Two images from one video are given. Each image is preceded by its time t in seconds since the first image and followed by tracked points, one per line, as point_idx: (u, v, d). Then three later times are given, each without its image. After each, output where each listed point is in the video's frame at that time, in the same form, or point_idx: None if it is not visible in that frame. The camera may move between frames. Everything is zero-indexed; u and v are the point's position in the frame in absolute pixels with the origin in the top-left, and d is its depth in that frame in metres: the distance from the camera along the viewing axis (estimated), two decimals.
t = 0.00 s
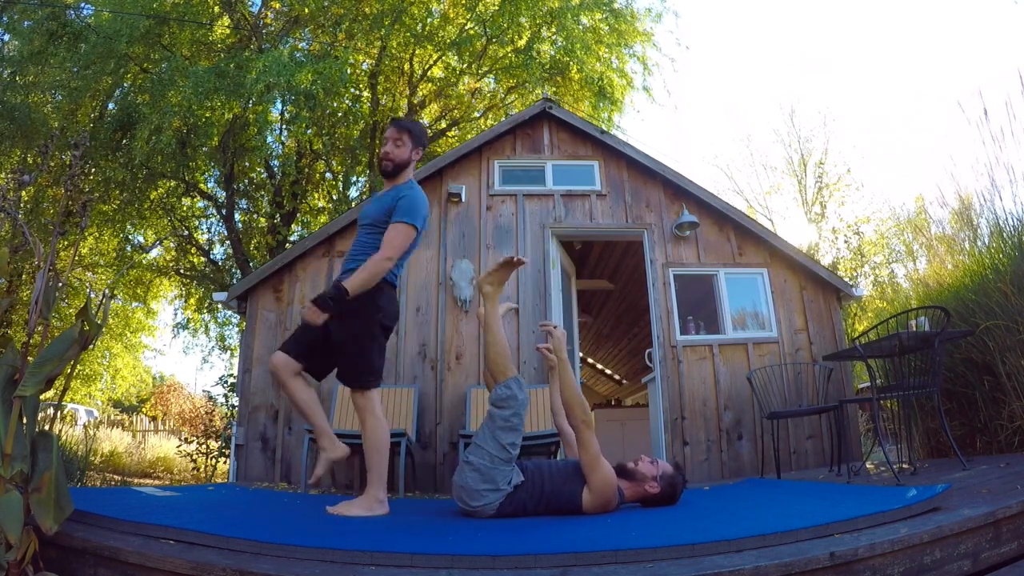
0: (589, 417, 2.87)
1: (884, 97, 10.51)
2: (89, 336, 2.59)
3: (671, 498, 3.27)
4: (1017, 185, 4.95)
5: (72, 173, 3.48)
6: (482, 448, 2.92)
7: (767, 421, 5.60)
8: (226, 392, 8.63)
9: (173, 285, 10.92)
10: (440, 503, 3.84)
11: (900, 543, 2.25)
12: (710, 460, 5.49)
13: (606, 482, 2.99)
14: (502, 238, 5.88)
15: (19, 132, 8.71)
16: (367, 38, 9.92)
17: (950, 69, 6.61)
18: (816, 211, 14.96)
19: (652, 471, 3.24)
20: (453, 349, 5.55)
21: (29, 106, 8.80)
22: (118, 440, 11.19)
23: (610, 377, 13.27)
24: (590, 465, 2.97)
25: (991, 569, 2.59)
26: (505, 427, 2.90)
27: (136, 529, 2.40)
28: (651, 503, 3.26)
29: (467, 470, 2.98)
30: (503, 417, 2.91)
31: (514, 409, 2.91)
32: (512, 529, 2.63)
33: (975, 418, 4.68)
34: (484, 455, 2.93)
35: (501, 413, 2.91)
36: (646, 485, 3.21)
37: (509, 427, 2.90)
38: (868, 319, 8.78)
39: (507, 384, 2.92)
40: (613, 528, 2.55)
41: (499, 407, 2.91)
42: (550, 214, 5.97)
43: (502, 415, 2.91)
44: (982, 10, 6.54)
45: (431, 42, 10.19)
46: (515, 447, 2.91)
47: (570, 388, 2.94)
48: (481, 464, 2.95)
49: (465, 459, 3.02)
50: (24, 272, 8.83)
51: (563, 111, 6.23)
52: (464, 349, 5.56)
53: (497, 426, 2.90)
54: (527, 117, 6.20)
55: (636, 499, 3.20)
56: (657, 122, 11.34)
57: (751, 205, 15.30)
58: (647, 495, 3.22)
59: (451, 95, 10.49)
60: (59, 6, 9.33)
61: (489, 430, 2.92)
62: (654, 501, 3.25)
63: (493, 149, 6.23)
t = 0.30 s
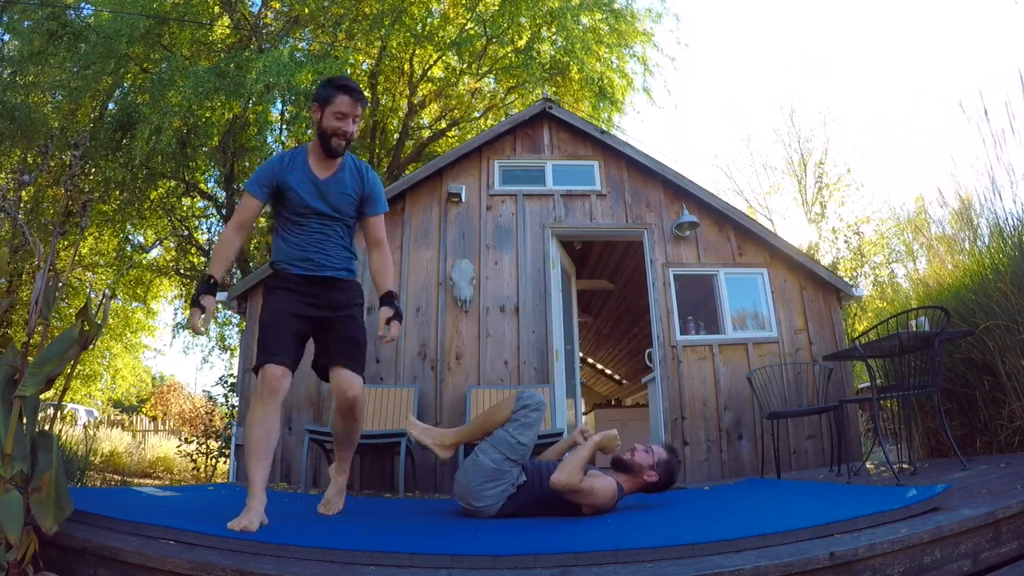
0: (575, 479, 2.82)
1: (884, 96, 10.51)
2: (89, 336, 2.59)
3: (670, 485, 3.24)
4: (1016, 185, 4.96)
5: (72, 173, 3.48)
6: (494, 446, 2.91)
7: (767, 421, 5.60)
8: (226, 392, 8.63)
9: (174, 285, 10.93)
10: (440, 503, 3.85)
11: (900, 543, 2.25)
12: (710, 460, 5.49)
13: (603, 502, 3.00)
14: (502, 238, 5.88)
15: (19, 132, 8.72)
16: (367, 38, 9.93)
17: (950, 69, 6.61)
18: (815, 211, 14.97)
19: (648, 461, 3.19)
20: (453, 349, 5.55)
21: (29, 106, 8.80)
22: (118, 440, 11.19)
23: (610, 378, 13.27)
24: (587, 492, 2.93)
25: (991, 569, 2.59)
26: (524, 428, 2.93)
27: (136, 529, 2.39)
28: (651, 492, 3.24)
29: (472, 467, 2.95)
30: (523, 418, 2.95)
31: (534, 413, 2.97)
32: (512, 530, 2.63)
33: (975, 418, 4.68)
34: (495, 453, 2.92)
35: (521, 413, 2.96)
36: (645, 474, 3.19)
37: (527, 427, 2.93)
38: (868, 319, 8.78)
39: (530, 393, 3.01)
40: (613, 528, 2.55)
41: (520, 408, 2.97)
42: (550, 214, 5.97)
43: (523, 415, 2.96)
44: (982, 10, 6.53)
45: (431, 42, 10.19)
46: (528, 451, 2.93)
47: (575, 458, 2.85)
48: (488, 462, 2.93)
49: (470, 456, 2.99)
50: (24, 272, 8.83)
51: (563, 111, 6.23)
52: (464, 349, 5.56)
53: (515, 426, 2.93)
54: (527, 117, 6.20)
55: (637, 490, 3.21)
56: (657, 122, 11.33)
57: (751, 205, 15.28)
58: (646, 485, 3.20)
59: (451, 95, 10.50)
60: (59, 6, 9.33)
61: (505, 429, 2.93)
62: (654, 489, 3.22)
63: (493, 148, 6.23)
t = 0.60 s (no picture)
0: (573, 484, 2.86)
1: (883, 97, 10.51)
2: (90, 335, 2.59)
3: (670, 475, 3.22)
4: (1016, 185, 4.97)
5: (72, 173, 3.49)
6: (488, 446, 2.92)
7: (767, 421, 5.60)
8: (226, 392, 8.64)
9: (173, 285, 10.94)
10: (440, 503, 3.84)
11: (900, 543, 2.25)
12: (710, 460, 5.49)
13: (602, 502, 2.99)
14: (502, 238, 5.88)
15: (19, 132, 8.72)
16: (367, 38, 9.92)
17: (950, 69, 6.61)
18: (815, 211, 14.96)
19: (644, 457, 3.15)
20: (453, 349, 5.55)
21: (29, 106, 8.80)
22: (118, 440, 11.19)
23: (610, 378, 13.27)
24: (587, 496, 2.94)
25: (992, 569, 2.59)
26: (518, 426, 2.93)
27: (135, 529, 2.39)
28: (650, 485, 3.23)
29: (469, 467, 2.97)
30: (517, 416, 2.95)
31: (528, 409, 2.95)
32: (512, 530, 2.63)
33: (975, 418, 4.68)
34: (490, 452, 2.92)
35: (514, 411, 2.96)
36: (642, 470, 3.18)
37: (520, 424, 2.93)
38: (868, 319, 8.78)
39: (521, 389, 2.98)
40: (613, 528, 2.55)
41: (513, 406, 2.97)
42: (550, 214, 5.97)
43: (516, 413, 2.95)
44: (982, 10, 6.53)
45: (431, 42, 10.18)
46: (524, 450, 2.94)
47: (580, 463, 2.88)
48: (484, 461, 2.94)
49: (467, 456, 3.01)
50: (24, 272, 8.83)
51: (563, 111, 6.23)
52: (464, 350, 5.56)
53: (508, 425, 2.93)
54: (527, 116, 6.20)
55: (637, 486, 3.21)
56: (657, 122, 11.33)
57: (751, 205, 15.28)
58: (645, 479, 3.18)
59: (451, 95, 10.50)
60: (59, 6, 9.33)
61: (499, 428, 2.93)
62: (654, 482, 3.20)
63: (493, 149, 6.23)
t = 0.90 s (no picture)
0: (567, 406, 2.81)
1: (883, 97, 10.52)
2: (90, 335, 2.59)
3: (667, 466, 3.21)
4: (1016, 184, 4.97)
5: (72, 173, 3.49)
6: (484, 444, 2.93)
7: (767, 421, 5.60)
8: (226, 392, 8.65)
9: (173, 285, 10.94)
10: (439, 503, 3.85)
11: (900, 543, 2.25)
12: (710, 460, 5.49)
13: (599, 484, 2.98)
14: (502, 238, 5.88)
15: (19, 132, 8.71)
16: (367, 38, 9.93)
17: (950, 69, 6.61)
18: (815, 211, 14.97)
19: (639, 450, 3.15)
20: (453, 349, 5.55)
21: (29, 106, 8.79)
22: (118, 440, 11.19)
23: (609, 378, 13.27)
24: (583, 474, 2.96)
25: (991, 569, 2.59)
26: (514, 418, 2.95)
27: (135, 529, 2.39)
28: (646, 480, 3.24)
29: (469, 464, 2.98)
30: (513, 412, 2.96)
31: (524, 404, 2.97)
32: (511, 529, 2.63)
33: (975, 418, 4.68)
34: (487, 446, 2.92)
35: (510, 408, 2.96)
36: (638, 463, 3.17)
37: (517, 419, 2.95)
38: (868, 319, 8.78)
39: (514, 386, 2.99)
40: (612, 528, 2.55)
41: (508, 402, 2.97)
42: (550, 214, 5.97)
43: (511, 409, 2.96)
44: (981, 10, 6.53)
45: (431, 42, 10.18)
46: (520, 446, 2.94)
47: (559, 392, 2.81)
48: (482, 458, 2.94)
49: (467, 455, 3.02)
50: (24, 272, 8.82)
51: (563, 112, 6.23)
52: (464, 349, 5.56)
53: (504, 421, 2.94)
54: (526, 116, 6.20)
55: (635, 479, 3.21)
56: (657, 122, 11.32)
57: (751, 205, 15.28)
58: (642, 473, 3.18)
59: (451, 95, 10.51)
60: (59, 6, 9.34)
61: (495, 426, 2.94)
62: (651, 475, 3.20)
63: (493, 149, 6.23)
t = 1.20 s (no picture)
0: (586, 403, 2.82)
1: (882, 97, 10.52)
2: (90, 335, 2.59)
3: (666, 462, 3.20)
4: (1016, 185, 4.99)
5: (73, 173, 3.49)
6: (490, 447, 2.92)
7: (767, 421, 5.60)
8: (226, 392, 8.66)
9: (173, 285, 10.95)
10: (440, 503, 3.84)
11: (900, 543, 2.25)
12: (710, 460, 5.49)
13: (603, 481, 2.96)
14: (502, 238, 5.88)
15: (19, 132, 8.70)
16: (367, 38, 9.93)
17: (949, 69, 6.61)
18: (815, 211, 14.96)
19: (638, 447, 3.14)
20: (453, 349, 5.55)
21: (29, 106, 8.79)
22: (118, 440, 11.18)
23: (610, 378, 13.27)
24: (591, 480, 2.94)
25: (991, 569, 2.59)
26: (522, 421, 2.97)
27: (135, 529, 2.39)
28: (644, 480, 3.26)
29: (472, 467, 2.96)
30: (518, 414, 2.97)
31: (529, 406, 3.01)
32: (512, 530, 2.63)
33: (975, 418, 4.68)
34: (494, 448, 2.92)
35: (515, 410, 2.98)
36: (637, 460, 3.17)
37: (522, 421, 2.96)
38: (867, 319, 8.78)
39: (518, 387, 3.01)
40: (612, 528, 2.55)
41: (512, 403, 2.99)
42: (550, 214, 5.97)
43: (516, 412, 2.98)
44: (981, 10, 6.53)
45: (431, 42, 10.19)
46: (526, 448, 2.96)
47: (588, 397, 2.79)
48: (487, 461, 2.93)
49: (469, 457, 3.01)
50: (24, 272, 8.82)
51: (563, 111, 6.23)
52: (464, 350, 5.56)
53: (510, 424, 2.95)
54: (527, 116, 6.20)
55: (635, 477, 3.22)
56: (657, 123, 11.32)
57: (751, 205, 15.28)
58: (642, 471, 3.18)
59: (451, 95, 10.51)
60: (59, 6, 9.33)
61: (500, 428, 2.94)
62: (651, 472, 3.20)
63: (493, 148, 6.23)
